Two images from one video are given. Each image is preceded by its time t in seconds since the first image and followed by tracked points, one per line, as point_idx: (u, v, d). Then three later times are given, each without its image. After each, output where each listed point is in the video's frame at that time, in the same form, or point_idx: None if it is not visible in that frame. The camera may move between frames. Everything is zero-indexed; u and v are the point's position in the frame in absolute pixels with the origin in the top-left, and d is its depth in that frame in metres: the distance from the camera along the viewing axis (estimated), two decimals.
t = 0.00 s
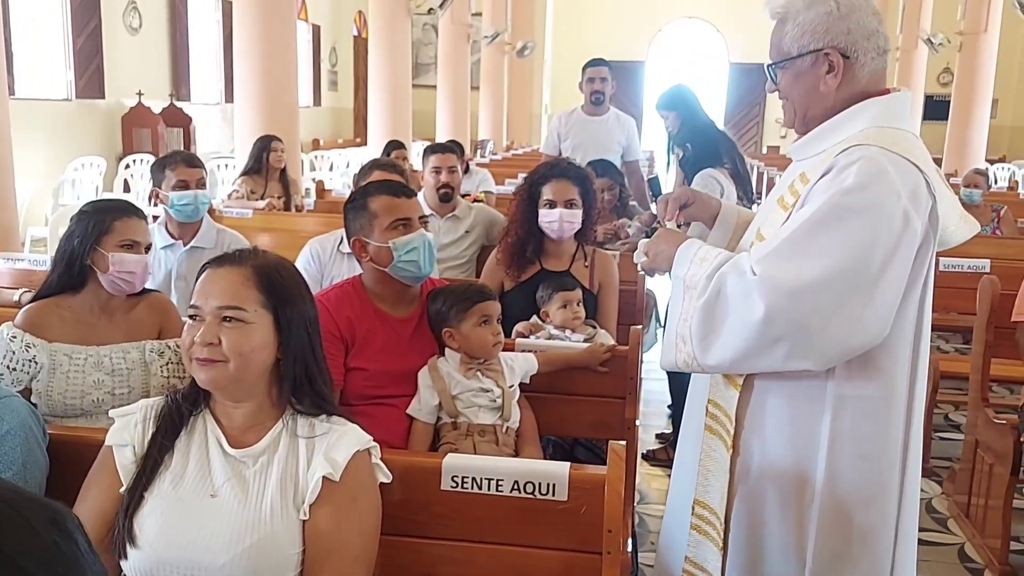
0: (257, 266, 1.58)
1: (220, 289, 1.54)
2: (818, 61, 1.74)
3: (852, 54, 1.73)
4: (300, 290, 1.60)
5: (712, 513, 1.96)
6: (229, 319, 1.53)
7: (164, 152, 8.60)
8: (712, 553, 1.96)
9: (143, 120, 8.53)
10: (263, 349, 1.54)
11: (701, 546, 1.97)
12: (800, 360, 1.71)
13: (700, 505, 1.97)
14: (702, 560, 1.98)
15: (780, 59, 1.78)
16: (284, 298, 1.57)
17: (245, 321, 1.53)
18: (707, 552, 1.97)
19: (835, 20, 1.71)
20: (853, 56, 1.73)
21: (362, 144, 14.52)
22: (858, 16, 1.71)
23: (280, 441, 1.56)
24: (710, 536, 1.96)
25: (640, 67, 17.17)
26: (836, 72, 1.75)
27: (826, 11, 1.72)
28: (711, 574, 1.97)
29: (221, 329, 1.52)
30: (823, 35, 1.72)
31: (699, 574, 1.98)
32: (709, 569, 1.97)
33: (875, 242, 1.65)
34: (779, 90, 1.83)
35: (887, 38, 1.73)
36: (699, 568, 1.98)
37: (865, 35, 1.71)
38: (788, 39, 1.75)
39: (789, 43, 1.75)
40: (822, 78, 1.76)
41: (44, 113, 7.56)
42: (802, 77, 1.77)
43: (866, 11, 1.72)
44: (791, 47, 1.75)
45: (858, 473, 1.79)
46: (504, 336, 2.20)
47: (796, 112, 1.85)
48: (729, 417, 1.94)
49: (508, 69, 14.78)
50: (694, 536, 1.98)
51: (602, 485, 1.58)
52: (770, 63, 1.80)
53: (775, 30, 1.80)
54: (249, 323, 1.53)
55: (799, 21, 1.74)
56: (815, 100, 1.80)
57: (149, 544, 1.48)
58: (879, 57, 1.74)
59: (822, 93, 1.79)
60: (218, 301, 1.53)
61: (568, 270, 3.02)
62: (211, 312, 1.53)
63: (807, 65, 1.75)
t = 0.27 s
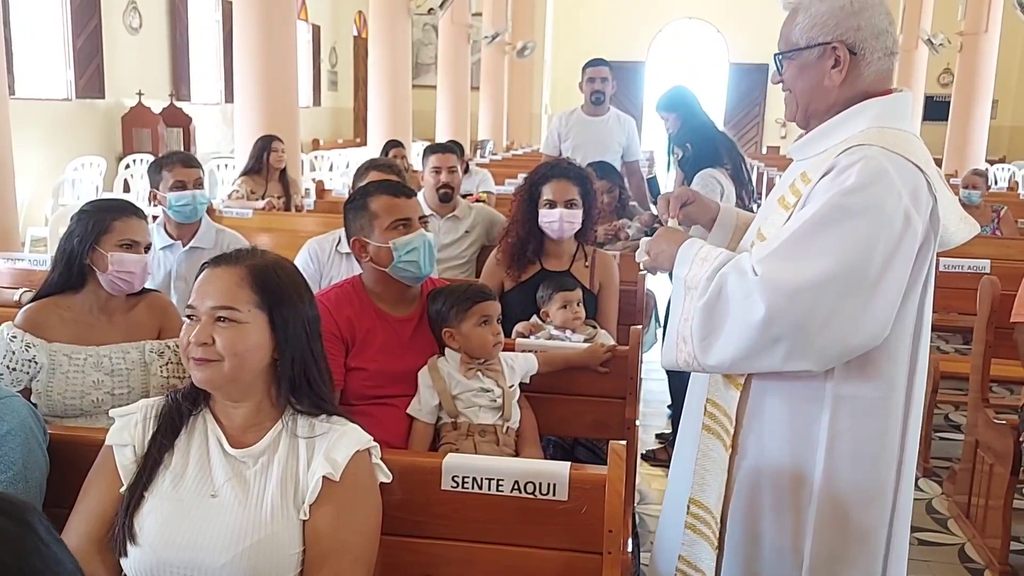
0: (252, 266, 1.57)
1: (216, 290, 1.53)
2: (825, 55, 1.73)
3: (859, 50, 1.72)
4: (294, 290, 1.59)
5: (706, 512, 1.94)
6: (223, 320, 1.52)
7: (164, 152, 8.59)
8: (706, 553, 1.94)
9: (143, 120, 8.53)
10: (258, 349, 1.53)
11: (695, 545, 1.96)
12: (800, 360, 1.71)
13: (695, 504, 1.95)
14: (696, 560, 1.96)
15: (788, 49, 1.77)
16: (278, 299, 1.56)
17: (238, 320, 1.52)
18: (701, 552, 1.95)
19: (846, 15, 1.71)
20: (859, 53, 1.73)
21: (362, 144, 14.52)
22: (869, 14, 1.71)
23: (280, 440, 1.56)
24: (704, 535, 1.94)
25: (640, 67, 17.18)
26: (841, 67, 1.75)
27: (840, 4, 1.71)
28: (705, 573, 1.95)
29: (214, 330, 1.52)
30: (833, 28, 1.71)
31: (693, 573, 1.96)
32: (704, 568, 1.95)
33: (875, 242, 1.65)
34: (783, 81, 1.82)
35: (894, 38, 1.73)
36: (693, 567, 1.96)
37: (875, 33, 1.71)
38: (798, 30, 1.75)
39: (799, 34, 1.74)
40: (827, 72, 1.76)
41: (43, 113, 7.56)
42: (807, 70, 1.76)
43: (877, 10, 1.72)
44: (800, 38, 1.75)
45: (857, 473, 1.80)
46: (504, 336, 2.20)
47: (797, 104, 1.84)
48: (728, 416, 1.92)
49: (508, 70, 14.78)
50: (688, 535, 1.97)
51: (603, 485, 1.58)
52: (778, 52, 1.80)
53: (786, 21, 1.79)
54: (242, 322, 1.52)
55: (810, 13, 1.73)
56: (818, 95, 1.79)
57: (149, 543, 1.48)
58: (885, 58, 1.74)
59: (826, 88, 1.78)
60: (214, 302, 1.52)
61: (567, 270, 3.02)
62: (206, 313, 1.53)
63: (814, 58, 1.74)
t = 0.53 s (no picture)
0: (243, 269, 1.56)
1: (209, 292, 1.53)
2: (823, 52, 1.74)
3: (857, 52, 1.73)
4: (289, 292, 1.58)
5: (702, 513, 1.92)
6: (212, 324, 1.52)
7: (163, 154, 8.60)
8: (702, 555, 1.93)
9: (142, 122, 8.52)
10: (249, 352, 1.53)
11: (690, 546, 1.94)
12: (799, 360, 1.71)
13: (690, 506, 1.94)
14: (691, 562, 1.95)
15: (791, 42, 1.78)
16: (268, 302, 1.55)
17: (228, 323, 1.52)
18: (697, 554, 1.94)
19: (848, 13, 1.71)
20: (857, 55, 1.73)
21: (361, 146, 14.53)
22: (873, 16, 1.70)
23: (280, 442, 1.56)
24: (700, 536, 1.93)
25: (639, 68, 17.19)
26: (838, 67, 1.75)
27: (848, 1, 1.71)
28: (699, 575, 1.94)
29: (205, 333, 1.51)
30: (835, 25, 1.71)
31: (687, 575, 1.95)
32: (700, 571, 1.94)
33: (875, 243, 1.66)
34: (784, 75, 1.83)
35: (896, 43, 1.72)
36: (688, 570, 1.95)
37: (876, 34, 1.70)
38: (802, 24, 1.75)
39: (803, 28, 1.75)
40: (823, 71, 1.76)
41: (42, 115, 7.56)
42: (805, 66, 1.77)
43: (883, 12, 1.71)
44: (803, 33, 1.75)
45: (856, 474, 1.80)
46: (503, 338, 2.20)
47: (796, 100, 1.84)
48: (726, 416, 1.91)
49: (507, 71, 14.79)
50: (682, 536, 1.95)
51: (601, 485, 1.58)
52: (783, 45, 1.81)
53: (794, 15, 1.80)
54: (231, 327, 1.52)
55: (816, 8, 1.74)
56: (814, 92, 1.80)
57: (148, 544, 1.48)
58: (885, 63, 1.74)
59: (821, 86, 1.78)
60: (205, 305, 1.52)
61: (567, 271, 3.02)
62: (197, 316, 1.53)
63: (812, 54, 1.75)
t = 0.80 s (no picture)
0: (240, 274, 1.55)
1: (207, 299, 1.52)
2: (825, 57, 1.74)
3: (859, 52, 1.73)
4: (286, 296, 1.57)
5: (702, 513, 1.95)
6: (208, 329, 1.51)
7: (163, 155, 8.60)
8: (701, 554, 1.95)
9: (142, 123, 8.52)
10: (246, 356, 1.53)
11: (689, 545, 1.98)
12: (802, 361, 1.71)
13: (691, 505, 1.97)
14: (691, 561, 1.97)
15: (788, 52, 1.78)
16: (263, 306, 1.54)
17: (223, 330, 1.51)
18: (696, 553, 1.97)
19: (849, 15, 1.72)
20: (860, 54, 1.74)
21: (361, 146, 14.53)
22: (870, 16, 1.72)
23: (281, 447, 1.56)
24: (700, 535, 1.96)
25: (639, 68, 17.20)
26: (841, 69, 1.75)
27: (843, 5, 1.72)
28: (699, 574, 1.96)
29: (201, 339, 1.51)
30: (834, 29, 1.72)
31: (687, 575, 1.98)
32: (699, 570, 1.96)
33: (879, 244, 1.66)
34: (785, 83, 1.83)
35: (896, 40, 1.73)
36: (688, 569, 1.98)
37: (875, 35, 1.72)
38: (799, 32, 1.76)
39: (800, 36, 1.75)
40: (828, 74, 1.76)
41: (42, 116, 7.56)
42: (807, 71, 1.77)
43: (878, 12, 1.73)
44: (801, 40, 1.76)
45: (859, 476, 1.80)
46: (503, 338, 2.21)
47: (799, 104, 1.84)
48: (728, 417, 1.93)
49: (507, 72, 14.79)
50: (683, 536, 1.99)
51: (601, 487, 1.59)
52: (780, 55, 1.81)
53: (788, 24, 1.81)
54: (227, 333, 1.51)
55: (811, 15, 1.74)
56: (820, 95, 1.80)
57: (150, 546, 1.49)
58: (886, 60, 1.75)
59: (826, 88, 1.78)
60: (204, 309, 1.51)
61: (566, 272, 3.03)
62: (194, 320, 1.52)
63: (814, 60, 1.75)
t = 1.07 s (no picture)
0: (238, 278, 1.54)
1: (205, 304, 1.51)
2: (822, 71, 1.74)
3: (855, 59, 1.73)
4: (285, 298, 1.56)
5: (714, 515, 1.96)
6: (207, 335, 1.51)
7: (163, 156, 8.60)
8: (714, 556, 1.96)
9: (141, 124, 8.52)
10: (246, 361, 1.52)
11: (702, 547, 1.98)
12: (801, 354, 1.71)
13: (703, 507, 1.97)
14: (704, 563, 1.98)
15: (782, 74, 1.77)
16: (261, 309, 1.53)
17: (221, 334, 1.50)
18: (709, 555, 1.97)
19: (835, 27, 1.71)
20: (856, 60, 1.74)
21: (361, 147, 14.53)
22: (855, 20, 1.71)
23: (285, 449, 1.55)
24: (712, 538, 1.96)
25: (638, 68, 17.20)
26: (841, 78, 1.75)
27: (826, 18, 1.72)
28: None
29: (200, 343, 1.51)
30: (824, 46, 1.72)
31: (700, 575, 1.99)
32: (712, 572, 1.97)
33: (883, 242, 1.66)
34: (783, 104, 1.83)
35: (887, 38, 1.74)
36: (702, 571, 1.99)
37: (864, 38, 1.72)
38: (787, 53, 1.74)
39: (790, 57, 1.74)
40: (828, 85, 1.77)
41: (42, 116, 7.56)
42: (806, 88, 1.77)
43: (861, 16, 1.72)
44: (792, 61, 1.75)
45: (861, 475, 1.79)
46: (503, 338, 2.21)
47: (806, 120, 1.85)
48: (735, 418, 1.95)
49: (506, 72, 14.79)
50: (696, 538, 1.99)
51: (602, 487, 1.59)
52: (772, 78, 1.80)
53: (770, 46, 1.79)
54: (225, 339, 1.50)
55: (796, 35, 1.73)
56: (823, 105, 1.80)
57: (152, 548, 1.49)
58: (880, 57, 1.75)
59: (830, 99, 1.79)
60: (202, 316, 1.51)
61: (566, 272, 3.03)
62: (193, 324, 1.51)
63: (811, 76, 1.75)
